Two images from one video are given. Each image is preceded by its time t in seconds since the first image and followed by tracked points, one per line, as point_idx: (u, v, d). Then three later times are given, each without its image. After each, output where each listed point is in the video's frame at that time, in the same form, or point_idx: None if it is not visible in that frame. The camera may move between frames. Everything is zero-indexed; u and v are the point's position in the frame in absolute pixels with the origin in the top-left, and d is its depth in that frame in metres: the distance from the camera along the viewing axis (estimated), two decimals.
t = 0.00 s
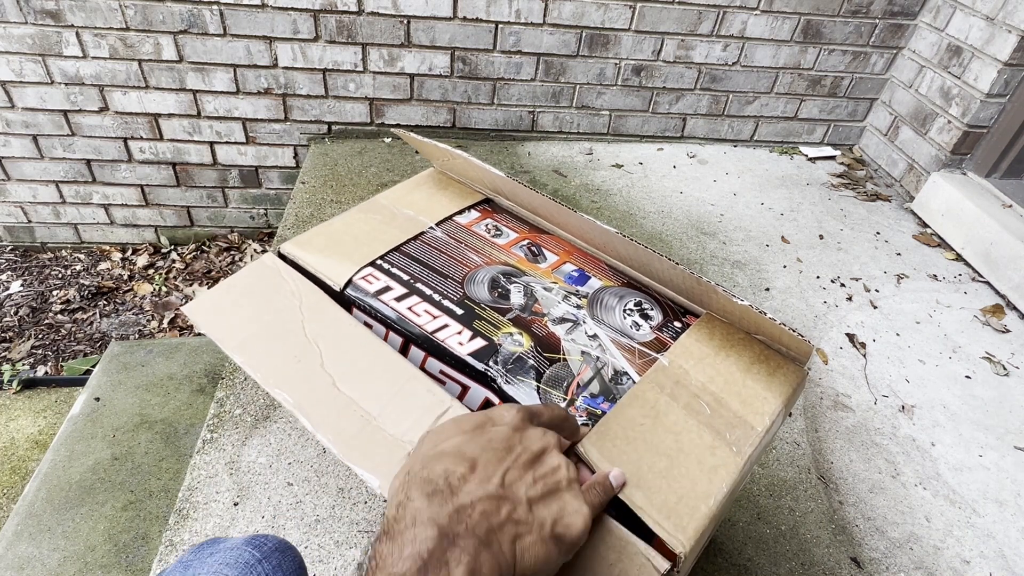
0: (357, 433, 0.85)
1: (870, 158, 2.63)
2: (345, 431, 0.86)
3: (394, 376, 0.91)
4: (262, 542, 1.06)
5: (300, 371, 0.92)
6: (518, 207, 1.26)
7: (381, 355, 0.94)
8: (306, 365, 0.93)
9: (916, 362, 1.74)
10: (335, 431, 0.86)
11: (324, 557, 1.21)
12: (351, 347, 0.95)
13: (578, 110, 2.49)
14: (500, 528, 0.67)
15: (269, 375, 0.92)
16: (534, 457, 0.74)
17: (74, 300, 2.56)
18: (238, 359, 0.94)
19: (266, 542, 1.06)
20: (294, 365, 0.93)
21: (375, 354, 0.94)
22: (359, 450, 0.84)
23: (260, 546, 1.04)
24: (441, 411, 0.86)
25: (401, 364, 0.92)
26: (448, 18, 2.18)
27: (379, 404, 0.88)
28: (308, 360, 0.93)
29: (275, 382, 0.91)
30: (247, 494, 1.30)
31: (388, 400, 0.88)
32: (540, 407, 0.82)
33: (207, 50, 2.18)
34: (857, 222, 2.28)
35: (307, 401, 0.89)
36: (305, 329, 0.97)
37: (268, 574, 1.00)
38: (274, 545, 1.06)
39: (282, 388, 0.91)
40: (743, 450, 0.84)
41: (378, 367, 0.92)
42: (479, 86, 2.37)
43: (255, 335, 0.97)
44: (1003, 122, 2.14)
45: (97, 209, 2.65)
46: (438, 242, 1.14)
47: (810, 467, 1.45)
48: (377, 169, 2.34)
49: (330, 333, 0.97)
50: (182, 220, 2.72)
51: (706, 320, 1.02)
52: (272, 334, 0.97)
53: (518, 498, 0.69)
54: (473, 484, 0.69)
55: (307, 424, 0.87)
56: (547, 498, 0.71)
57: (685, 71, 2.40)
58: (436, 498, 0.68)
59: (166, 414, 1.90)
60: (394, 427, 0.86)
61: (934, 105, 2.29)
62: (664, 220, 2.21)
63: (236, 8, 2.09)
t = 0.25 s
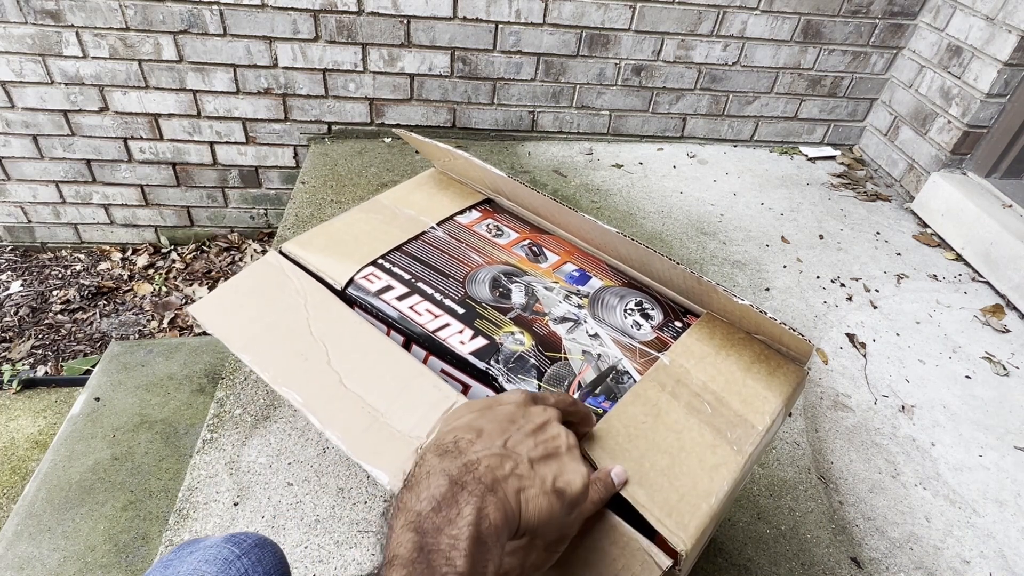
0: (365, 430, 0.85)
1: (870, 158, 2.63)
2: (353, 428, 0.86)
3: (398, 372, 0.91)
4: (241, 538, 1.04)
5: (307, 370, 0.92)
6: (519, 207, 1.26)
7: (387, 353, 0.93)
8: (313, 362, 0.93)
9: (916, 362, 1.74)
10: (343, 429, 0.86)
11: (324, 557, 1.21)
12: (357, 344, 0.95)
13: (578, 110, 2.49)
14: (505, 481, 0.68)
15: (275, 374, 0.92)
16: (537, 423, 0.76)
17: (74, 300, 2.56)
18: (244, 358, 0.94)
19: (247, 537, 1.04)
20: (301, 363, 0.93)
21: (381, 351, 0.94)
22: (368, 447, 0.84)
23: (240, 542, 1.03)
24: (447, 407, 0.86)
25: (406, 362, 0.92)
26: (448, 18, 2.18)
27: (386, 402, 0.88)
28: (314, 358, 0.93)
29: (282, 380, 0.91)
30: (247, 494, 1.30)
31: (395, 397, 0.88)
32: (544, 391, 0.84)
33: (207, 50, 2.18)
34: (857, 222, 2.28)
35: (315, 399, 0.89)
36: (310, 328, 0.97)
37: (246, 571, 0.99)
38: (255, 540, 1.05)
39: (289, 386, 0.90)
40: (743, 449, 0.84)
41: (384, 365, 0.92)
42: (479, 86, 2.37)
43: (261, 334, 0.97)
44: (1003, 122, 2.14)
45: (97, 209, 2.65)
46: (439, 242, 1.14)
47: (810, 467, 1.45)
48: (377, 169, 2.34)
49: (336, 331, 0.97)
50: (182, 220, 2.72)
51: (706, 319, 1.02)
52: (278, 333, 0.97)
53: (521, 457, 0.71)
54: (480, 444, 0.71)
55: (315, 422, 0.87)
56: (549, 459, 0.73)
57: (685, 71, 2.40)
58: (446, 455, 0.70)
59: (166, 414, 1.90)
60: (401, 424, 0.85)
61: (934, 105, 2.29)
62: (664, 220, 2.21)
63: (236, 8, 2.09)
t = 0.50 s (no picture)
0: (361, 433, 0.85)
1: (870, 158, 2.63)
2: (349, 431, 0.85)
3: (395, 375, 0.91)
4: (239, 539, 1.03)
5: (304, 373, 0.92)
6: (519, 208, 1.26)
7: (384, 356, 0.94)
8: (311, 365, 0.93)
9: (916, 362, 1.74)
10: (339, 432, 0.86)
11: (324, 557, 1.21)
12: (354, 347, 0.95)
13: (578, 110, 2.49)
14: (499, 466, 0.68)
15: (272, 377, 0.92)
16: (533, 407, 0.76)
17: (74, 300, 2.56)
18: (241, 361, 0.94)
19: (245, 539, 1.03)
20: (298, 366, 0.93)
21: (378, 354, 0.94)
22: (363, 450, 0.83)
23: (237, 544, 1.01)
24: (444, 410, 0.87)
25: (403, 365, 0.92)
26: (448, 18, 2.18)
27: (383, 405, 0.88)
28: (312, 361, 0.93)
29: (279, 383, 0.91)
30: (247, 494, 1.30)
31: (392, 400, 0.88)
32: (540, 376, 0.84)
33: (207, 50, 2.17)
34: (857, 222, 2.28)
35: (312, 402, 0.89)
36: (308, 330, 0.97)
37: (245, 572, 0.97)
38: (253, 541, 1.03)
39: (286, 389, 0.90)
40: (743, 449, 0.84)
41: (381, 368, 0.92)
42: (479, 86, 2.37)
43: (258, 336, 0.97)
44: (1003, 122, 2.14)
45: (97, 209, 2.65)
46: (439, 242, 1.14)
47: (810, 467, 1.45)
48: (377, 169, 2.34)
49: (333, 334, 0.97)
50: (182, 220, 2.72)
51: (706, 320, 1.02)
52: (275, 336, 0.97)
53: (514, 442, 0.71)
54: (477, 435, 0.72)
55: (311, 425, 0.87)
56: (542, 443, 0.72)
57: (685, 71, 2.40)
58: (444, 446, 0.72)
59: (166, 414, 1.90)
60: (397, 427, 0.85)
61: (933, 105, 2.29)
62: (664, 220, 2.21)
63: (236, 8, 2.09)
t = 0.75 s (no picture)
0: (362, 432, 0.85)
1: (870, 158, 2.63)
2: (350, 429, 0.86)
3: (396, 374, 0.91)
4: (254, 541, 1.03)
5: (304, 371, 0.92)
6: (520, 207, 1.26)
7: (384, 355, 0.94)
8: (312, 363, 0.93)
9: (916, 362, 1.74)
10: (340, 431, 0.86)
11: (324, 556, 1.21)
12: (355, 346, 0.95)
13: (578, 110, 2.49)
14: (512, 461, 0.70)
15: (273, 375, 0.92)
16: (545, 402, 0.76)
17: (74, 300, 2.56)
18: (242, 359, 0.94)
19: (260, 541, 1.03)
20: (299, 364, 0.93)
21: (379, 353, 0.94)
22: (364, 449, 0.84)
23: (252, 547, 1.01)
24: (446, 409, 0.87)
25: (404, 363, 0.92)
26: (448, 18, 2.18)
27: (384, 404, 0.88)
28: (313, 360, 0.94)
29: (280, 381, 0.91)
30: (247, 494, 1.30)
31: (392, 399, 0.88)
32: (551, 360, 0.83)
33: (207, 50, 2.18)
34: (857, 222, 2.28)
35: (313, 401, 0.89)
36: (308, 329, 0.97)
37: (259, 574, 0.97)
38: (269, 544, 1.03)
39: (287, 388, 0.91)
40: (744, 448, 0.84)
41: (382, 366, 0.92)
42: (479, 86, 2.37)
43: (259, 335, 0.97)
44: (1003, 122, 2.14)
45: (97, 209, 2.65)
46: (441, 241, 1.14)
47: (810, 467, 1.45)
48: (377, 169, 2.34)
49: (334, 332, 0.97)
50: (182, 220, 2.72)
51: (707, 319, 1.02)
52: (276, 334, 0.97)
53: (526, 437, 0.72)
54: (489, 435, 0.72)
55: (312, 424, 0.87)
56: (554, 437, 0.72)
57: (685, 71, 2.40)
58: (459, 443, 0.73)
59: (166, 414, 1.90)
60: (398, 426, 0.85)
61: (934, 105, 2.29)
62: (664, 220, 2.21)
63: (236, 8, 2.09)
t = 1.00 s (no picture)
0: (363, 430, 0.85)
1: (870, 158, 2.63)
2: (352, 428, 0.85)
3: (397, 373, 0.91)
4: (245, 542, 1.04)
5: (305, 370, 0.92)
6: (521, 207, 1.26)
7: (386, 355, 0.93)
8: (313, 363, 0.93)
9: (916, 362, 1.74)
10: (342, 430, 0.85)
11: (324, 556, 1.21)
12: (356, 345, 0.95)
13: (578, 110, 2.49)
14: (514, 460, 0.68)
15: (275, 374, 0.92)
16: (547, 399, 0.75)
17: (74, 300, 2.56)
18: (243, 358, 0.94)
19: (250, 541, 1.04)
20: (300, 364, 0.93)
21: (381, 352, 0.94)
22: (366, 448, 0.83)
23: (243, 546, 1.02)
24: (446, 408, 0.86)
25: (405, 363, 0.92)
26: (448, 18, 2.18)
27: (385, 403, 0.88)
28: (314, 359, 0.93)
29: (282, 381, 0.91)
30: (247, 494, 1.30)
31: (394, 398, 0.88)
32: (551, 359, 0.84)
33: (207, 50, 2.18)
34: (857, 222, 2.28)
35: (314, 400, 0.89)
36: (309, 328, 0.97)
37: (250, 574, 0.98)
38: (259, 544, 1.04)
39: (288, 387, 0.90)
40: (744, 448, 0.84)
41: (383, 366, 0.92)
42: (479, 86, 2.37)
43: (260, 334, 0.96)
44: (1003, 122, 2.14)
45: (97, 209, 2.65)
46: (441, 241, 1.14)
47: (810, 467, 1.45)
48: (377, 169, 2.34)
49: (335, 332, 0.97)
50: (182, 220, 2.72)
51: (708, 318, 1.02)
52: (277, 334, 0.96)
53: (528, 435, 0.70)
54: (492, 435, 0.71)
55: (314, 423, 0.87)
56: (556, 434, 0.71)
57: (685, 71, 2.40)
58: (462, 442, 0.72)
59: (166, 414, 1.90)
60: (400, 425, 0.85)
61: (934, 105, 2.29)
62: (664, 220, 2.21)
63: (236, 8, 2.09)
